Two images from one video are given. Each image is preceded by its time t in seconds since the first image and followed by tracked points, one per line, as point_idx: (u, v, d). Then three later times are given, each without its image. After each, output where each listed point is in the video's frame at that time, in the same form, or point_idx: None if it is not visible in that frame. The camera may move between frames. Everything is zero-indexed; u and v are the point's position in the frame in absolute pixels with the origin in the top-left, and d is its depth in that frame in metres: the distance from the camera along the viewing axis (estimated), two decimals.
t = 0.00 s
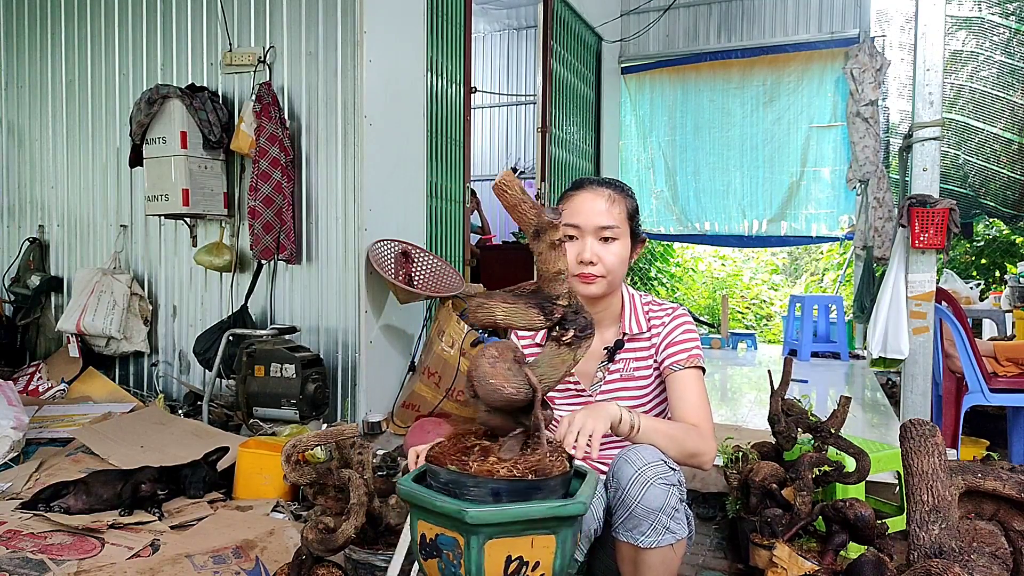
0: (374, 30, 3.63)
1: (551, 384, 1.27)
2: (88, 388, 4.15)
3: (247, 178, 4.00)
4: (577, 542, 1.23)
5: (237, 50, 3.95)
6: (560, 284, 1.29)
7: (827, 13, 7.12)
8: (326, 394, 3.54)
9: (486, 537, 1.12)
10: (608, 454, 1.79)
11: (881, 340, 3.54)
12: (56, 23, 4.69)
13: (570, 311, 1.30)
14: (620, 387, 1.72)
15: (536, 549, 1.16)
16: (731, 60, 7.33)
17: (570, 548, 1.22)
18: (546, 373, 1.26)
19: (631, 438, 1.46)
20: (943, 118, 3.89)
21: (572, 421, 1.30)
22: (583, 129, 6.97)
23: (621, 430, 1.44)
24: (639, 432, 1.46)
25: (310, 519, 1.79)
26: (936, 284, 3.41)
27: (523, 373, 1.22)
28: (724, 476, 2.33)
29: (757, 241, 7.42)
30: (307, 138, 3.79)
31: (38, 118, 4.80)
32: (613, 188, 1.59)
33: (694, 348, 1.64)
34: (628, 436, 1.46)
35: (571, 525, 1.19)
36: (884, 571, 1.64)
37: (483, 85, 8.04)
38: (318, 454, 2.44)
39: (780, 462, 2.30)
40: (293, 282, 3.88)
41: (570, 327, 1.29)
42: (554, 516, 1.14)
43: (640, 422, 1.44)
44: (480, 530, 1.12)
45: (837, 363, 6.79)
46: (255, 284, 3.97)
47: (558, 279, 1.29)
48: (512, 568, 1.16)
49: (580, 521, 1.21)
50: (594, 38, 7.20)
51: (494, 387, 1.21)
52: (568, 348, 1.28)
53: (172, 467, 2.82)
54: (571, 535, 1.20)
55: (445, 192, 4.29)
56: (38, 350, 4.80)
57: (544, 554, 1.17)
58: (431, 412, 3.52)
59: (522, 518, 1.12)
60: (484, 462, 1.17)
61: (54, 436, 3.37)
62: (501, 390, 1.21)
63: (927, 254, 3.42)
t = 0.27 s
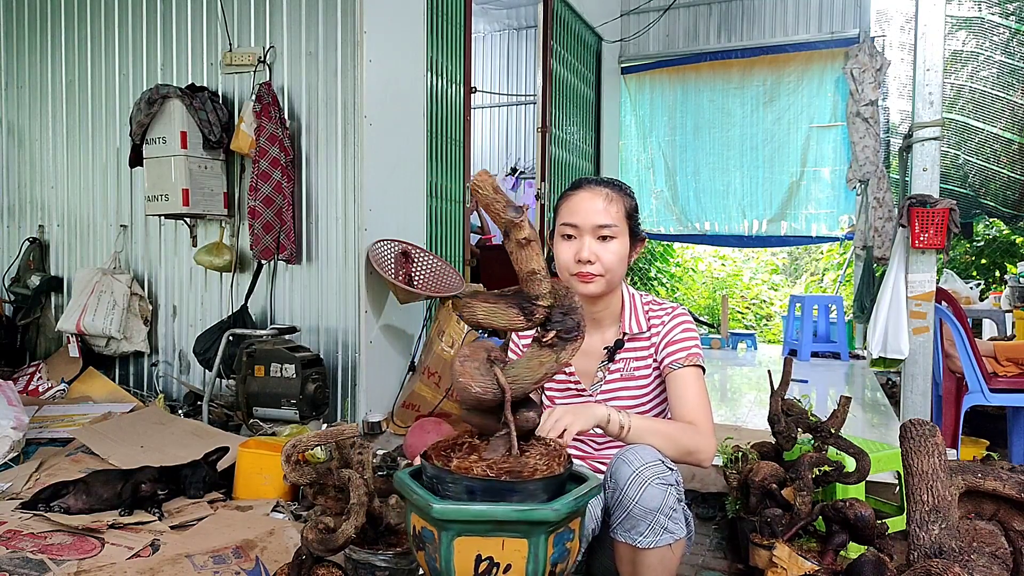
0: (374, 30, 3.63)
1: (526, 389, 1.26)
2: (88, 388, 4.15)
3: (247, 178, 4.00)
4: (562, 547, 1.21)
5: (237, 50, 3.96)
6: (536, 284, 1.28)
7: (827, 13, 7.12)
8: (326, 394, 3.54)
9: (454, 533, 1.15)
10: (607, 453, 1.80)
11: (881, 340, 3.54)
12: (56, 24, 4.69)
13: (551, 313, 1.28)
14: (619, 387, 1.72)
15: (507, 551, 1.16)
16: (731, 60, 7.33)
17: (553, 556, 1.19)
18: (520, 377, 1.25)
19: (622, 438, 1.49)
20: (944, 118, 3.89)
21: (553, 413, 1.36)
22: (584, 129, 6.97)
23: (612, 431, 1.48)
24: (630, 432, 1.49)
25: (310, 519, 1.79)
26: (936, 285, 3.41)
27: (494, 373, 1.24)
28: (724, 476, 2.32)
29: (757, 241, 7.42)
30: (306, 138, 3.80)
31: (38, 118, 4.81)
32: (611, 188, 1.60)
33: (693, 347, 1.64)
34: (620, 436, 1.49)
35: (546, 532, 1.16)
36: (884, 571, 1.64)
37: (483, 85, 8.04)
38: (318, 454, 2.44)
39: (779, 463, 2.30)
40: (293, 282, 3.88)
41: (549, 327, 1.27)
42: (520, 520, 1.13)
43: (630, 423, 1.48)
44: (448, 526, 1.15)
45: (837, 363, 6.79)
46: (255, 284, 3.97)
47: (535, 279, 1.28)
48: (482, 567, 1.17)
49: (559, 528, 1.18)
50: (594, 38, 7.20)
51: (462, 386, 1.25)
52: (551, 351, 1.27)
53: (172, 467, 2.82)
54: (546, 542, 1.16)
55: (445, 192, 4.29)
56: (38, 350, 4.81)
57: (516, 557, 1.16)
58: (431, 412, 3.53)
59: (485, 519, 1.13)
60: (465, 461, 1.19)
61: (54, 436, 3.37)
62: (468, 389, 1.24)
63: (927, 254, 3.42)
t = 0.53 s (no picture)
0: (374, 31, 3.62)
1: (501, 389, 1.25)
2: (88, 388, 4.15)
3: (247, 178, 4.00)
4: (544, 552, 1.16)
5: (237, 50, 3.95)
6: (511, 283, 1.30)
7: (827, 13, 7.12)
8: (326, 394, 3.54)
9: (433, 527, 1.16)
10: (606, 454, 1.80)
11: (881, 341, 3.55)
12: (56, 24, 4.69)
13: (532, 314, 1.29)
14: (618, 388, 1.72)
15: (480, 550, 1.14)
16: (731, 60, 7.33)
17: (533, 561, 1.15)
18: (496, 377, 1.25)
19: (627, 440, 1.47)
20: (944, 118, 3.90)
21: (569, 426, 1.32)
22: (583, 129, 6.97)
23: (617, 432, 1.45)
24: (636, 434, 1.46)
25: (310, 519, 1.79)
26: (936, 285, 3.41)
27: (465, 372, 1.26)
28: (724, 476, 2.33)
29: (757, 241, 7.42)
30: (306, 138, 3.80)
31: (38, 118, 4.81)
32: (610, 187, 1.60)
33: (692, 348, 1.64)
34: (625, 438, 1.46)
35: (522, 535, 1.12)
36: (884, 571, 1.64)
37: (483, 85, 8.04)
38: (318, 454, 2.41)
39: (780, 462, 2.30)
40: (293, 282, 3.89)
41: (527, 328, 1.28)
42: (488, 519, 1.10)
43: (636, 424, 1.45)
44: (425, 519, 1.16)
45: (837, 363, 6.79)
46: (255, 284, 3.97)
47: (510, 279, 1.30)
48: (457, 565, 1.16)
49: (537, 533, 1.13)
50: (594, 38, 7.20)
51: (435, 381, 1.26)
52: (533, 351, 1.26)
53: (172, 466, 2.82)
54: (522, 546, 1.12)
55: (445, 193, 4.29)
56: (39, 350, 4.81)
57: (489, 558, 1.13)
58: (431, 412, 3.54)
59: (455, 515, 1.12)
60: (452, 458, 1.22)
61: (54, 436, 3.37)
62: (442, 386, 1.26)
63: (927, 254, 3.42)
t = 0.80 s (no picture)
0: (374, 31, 3.62)
1: (476, 386, 1.29)
2: (88, 388, 4.15)
3: (247, 178, 4.00)
4: (520, 555, 1.19)
5: (237, 50, 3.95)
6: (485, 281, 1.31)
7: (827, 13, 7.11)
8: (326, 394, 3.54)
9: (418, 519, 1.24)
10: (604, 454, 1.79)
11: (881, 341, 3.56)
12: (57, 24, 4.69)
13: (511, 315, 1.33)
14: (616, 388, 1.73)
15: (456, 546, 1.20)
16: (731, 60, 7.33)
17: (507, 562, 1.18)
18: (470, 376, 1.28)
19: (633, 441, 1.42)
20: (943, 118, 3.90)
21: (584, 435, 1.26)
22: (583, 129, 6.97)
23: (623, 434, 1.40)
24: (641, 435, 1.42)
25: (310, 519, 1.79)
26: (936, 284, 3.41)
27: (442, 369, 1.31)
28: (724, 476, 2.33)
29: (757, 241, 7.41)
30: (306, 138, 3.80)
31: (38, 118, 4.81)
32: (607, 186, 1.61)
33: (690, 347, 1.64)
34: (630, 440, 1.42)
35: (493, 537, 1.16)
36: (884, 571, 1.64)
37: (483, 85, 8.04)
38: (318, 454, 2.41)
39: (780, 463, 2.30)
40: (293, 282, 3.89)
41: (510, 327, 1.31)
42: (458, 517, 1.16)
43: (642, 425, 1.41)
44: (410, 512, 1.24)
45: (837, 363, 6.79)
46: (255, 284, 3.97)
47: (484, 279, 1.32)
48: (437, 559, 1.23)
49: (509, 534, 1.17)
50: (594, 38, 7.19)
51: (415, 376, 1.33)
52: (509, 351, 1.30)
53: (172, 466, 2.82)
54: (493, 546, 1.16)
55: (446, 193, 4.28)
56: (39, 350, 4.81)
57: (463, 554, 1.19)
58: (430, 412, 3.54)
59: (430, 510, 1.20)
60: (442, 454, 1.28)
61: (54, 436, 3.37)
62: (422, 384, 1.32)
63: (927, 254, 3.42)
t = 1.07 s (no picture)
0: (374, 31, 3.62)
1: (452, 384, 1.29)
2: (88, 388, 4.15)
3: (247, 178, 4.00)
4: (494, 556, 1.21)
5: (237, 50, 3.95)
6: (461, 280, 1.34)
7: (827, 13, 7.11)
8: (326, 394, 3.54)
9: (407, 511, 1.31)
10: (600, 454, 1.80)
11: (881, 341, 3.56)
12: (56, 25, 4.69)
13: (489, 315, 1.35)
14: (611, 387, 1.72)
15: (434, 540, 1.25)
16: (731, 60, 7.33)
17: (480, 561, 1.21)
18: (447, 374, 1.29)
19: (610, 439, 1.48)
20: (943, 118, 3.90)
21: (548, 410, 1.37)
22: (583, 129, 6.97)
23: (601, 431, 1.47)
24: (618, 433, 1.48)
25: (310, 519, 1.79)
26: (936, 285, 3.41)
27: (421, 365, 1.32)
28: (724, 476, 2.33)
29: (757, 241, 7.41)
30: (307, 138, 3.80)
31: (38, 119, 4.81)
32: (604, 184, 1.62)
33: (687, 348, 1.63)
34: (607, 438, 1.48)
35: (466, 535, 1.20)
36: (884, 571, 1.63)
37: (483, 86, 8.04)
38: (318, 454, 2.42)
39: (779, 463, 2.30)
40: (293, 282, 3.89)
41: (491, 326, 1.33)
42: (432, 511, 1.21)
43: (618, 424, 1.46)
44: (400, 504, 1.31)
45: (837, 363, 6.79)
46: (255, 284, 3.97)
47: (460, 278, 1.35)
48: (421, 551, 1.28)
49: (482, 534, 1.20)
50: (594, 38, 7.19)
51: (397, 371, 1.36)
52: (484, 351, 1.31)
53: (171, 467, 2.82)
54: (465, 544, 1.20)
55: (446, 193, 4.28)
56: (39, 350, 4.81)
57: (441, 549, 1.23)
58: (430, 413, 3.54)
59: (410, 502, 1.26)
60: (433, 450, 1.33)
61: (54, 436, 3.37)
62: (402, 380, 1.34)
63: (927, 254, 3.42)
